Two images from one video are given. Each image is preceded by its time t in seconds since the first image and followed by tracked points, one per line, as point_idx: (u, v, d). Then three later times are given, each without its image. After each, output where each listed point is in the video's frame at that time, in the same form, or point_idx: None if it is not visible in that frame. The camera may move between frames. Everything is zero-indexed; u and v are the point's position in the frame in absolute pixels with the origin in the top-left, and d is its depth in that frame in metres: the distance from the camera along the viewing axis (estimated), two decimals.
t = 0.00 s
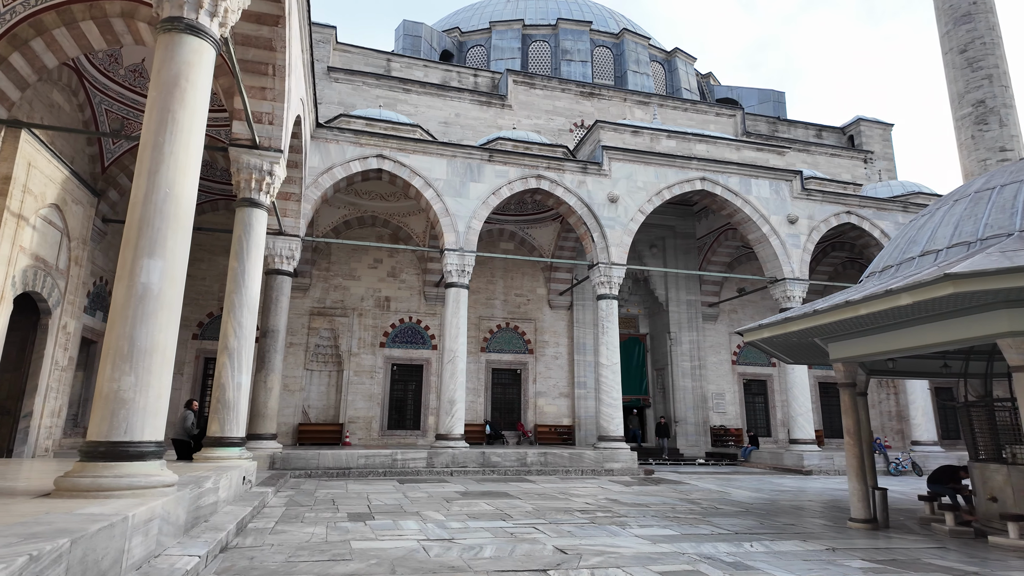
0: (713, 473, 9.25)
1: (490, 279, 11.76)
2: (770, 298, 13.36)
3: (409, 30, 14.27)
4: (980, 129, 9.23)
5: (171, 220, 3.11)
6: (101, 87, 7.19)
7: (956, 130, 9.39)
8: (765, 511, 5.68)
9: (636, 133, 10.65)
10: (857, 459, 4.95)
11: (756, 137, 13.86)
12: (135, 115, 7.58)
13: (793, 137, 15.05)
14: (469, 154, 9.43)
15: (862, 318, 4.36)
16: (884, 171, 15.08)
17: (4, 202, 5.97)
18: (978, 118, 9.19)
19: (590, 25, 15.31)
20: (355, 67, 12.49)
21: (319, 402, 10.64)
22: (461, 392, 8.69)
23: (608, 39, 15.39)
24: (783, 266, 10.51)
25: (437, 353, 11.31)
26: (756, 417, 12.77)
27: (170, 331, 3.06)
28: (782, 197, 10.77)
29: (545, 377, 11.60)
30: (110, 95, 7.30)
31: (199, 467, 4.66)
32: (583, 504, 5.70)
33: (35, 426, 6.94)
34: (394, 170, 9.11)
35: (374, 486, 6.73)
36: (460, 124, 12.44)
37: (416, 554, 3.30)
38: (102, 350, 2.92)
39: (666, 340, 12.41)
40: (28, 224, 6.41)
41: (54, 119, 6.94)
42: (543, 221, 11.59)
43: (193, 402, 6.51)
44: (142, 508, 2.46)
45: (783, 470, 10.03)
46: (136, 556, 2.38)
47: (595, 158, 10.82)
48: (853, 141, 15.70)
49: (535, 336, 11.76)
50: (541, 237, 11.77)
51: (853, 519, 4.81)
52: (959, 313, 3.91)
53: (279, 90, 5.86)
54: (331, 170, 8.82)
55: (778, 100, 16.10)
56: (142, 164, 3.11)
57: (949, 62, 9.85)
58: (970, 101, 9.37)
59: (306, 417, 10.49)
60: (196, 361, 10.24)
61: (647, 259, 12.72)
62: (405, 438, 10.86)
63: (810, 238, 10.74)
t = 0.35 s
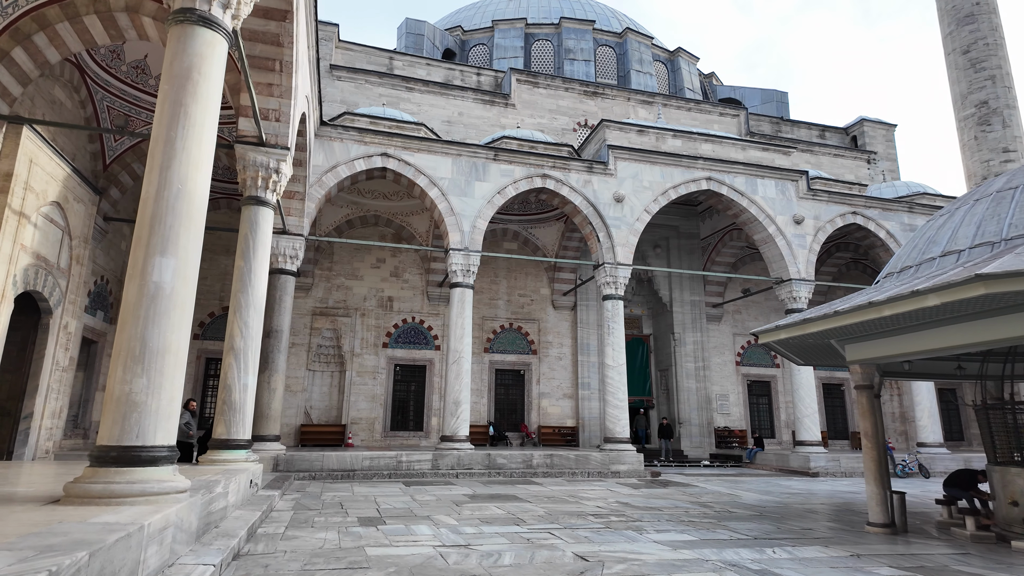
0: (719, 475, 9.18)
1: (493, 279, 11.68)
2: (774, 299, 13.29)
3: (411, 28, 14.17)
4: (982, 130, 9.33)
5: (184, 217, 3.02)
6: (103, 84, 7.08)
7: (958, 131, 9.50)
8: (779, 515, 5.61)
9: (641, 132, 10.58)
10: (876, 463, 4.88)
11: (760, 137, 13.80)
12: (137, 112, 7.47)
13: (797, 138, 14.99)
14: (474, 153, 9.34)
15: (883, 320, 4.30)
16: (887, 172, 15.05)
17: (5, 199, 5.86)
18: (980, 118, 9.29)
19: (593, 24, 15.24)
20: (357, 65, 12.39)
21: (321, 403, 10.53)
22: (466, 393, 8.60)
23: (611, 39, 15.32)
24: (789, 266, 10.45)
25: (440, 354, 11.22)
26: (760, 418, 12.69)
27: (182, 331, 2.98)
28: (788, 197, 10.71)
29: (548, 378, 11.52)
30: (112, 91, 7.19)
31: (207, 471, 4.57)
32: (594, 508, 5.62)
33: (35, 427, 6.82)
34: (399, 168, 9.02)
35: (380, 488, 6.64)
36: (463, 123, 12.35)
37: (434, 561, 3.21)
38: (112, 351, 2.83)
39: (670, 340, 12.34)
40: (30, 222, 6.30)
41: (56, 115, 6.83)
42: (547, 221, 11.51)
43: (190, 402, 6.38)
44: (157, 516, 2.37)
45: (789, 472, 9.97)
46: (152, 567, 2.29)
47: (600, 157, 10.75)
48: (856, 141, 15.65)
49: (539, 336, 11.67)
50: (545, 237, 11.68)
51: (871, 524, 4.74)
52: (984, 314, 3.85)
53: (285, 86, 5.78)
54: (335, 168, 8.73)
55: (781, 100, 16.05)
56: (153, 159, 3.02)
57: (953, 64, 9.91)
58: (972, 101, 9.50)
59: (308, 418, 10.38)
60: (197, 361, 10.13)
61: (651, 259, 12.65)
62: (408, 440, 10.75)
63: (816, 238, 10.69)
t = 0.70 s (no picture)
0: (722, 474, 9.09)
1: (493, 276, 11.57)
2: (774, 297, 13.23)
3: (410, 23, 14.02)
4: (981, 129, 9.20)
5: (185, 206, 2.90)
6: (97, 75, 6.92)
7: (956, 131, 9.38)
8: (788, 515, 5.53)
9: (643, 128, 10.49)
10: (890, 461, 4.80)
11: (760, 135, 13.74)
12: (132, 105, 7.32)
13: (796, 136, 14.95)
14: (474, 148, 9.22)
15: (900, 315, 4.21)
16: (886, 170, 15.04)
17: None
18: (978, 117, 9.15)
19: (592, 20, 15.14)
20: (355, 60, 12.24)
21: (318, 401, 10.40)
22: (467, 392, 8.48)
23: (610, 35, 15.23)
24: (791, 264, 10.38)
25: (438, 352, 11.09)
26: (760, 417, 12.62)
27: (183, 325, 2.86)
28: (790, 195, 10.65)
29: (548, 376, 11.41)
30: (106, 83, 7.03)
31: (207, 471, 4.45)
32: (601, 508, 5.52)
33: (27, 427, 6.66)
34: (399, 163, 8.88)
35: (381, 488, 6.52)
36: (462, 119, 12.23)
37: (445, 564, 3.10)
38: (110, 345, 2.71)
39: (670, 339, 12.25)
40: (21, 215, 6.14)
41: (49, 107, 6.66)
42: (547, 218, 11.40)
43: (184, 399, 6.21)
44: (158, 518, 2.25)
45: (791, 471, 9.91)
46: (153, 571, 2.17)
47: (601, 153, 10.65)
48: (855, 139, 15.62)
49: (538, 335, 11.57)
50: (545, 234, 11.57)
51: (885, 523, 4.66)
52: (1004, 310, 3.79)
53: (285, 77, 5.65)
54: (334, 163, 8.60)
55: (781, 97, 16.00)
56: (153, 146, 2.89)
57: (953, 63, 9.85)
58: (971, 100, 9.37)
59: (306, 417, 10.24)
60: (192, 359, 9.97)
61: (651, 257, 12.57)
62: (406, 439, 10.62)
63: (818, 236, 10.62)
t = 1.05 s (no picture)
0: (727, 491, 8.91)
1: (493, 290, 11.43)
2: (776, 310, 13.13)
3: (410, 36, 14.01)
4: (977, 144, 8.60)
5: (184, 211, 2.77)
6: (94, 84, 6.82)
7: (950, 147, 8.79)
8: (802, 534, 5.37)
9: (645, 141, 10.45)
10: (908, 478, 4.62)
11: (760, 148, 13.73)
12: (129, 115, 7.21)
13: (796, 149, 14.95)
14: (476, 159, 9.13)
15: (921, 328, 4.10)
16: (885, 184, 15.08)
17: None
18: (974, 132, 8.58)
19: (592, 35, 15.18)
20: (355, 73, 12.20)
21: (315, 417, 10.19)
22: (468, 407, 8.31)
23: (609, 49, 15.26)
24: (795, 277, 10.28)
25: (438, 366, 10.91)
26: (763, 432, 12.46)
27: (181, 336, 2.71)
28: (792, 208, 10.59)
29: (549, 391, 11.24)
30: (104, 93, 6.92)
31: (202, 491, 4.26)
32: (610, 528, 5.35)
33: (15, 444, 6.45)
34: (399, 175, 8.78)
35: (381, 507, 6.34)
36: (462, 131, 12.17)
37: None
38: (102, 358, 2.56)
39: (672, 353, 12.12)
40: (14, 226, 5.99)
41: (44, 116, 6.55)
42: (548, 230, 11.30)
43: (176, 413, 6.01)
44: (151, 544, 2.09)
45: (797, 488, 9.73)
46: None
47: (602, 166, 10.58)
48: (854, 153, 15.65)
49: (539, 349, 11.41)
50: (545, 247, 11.46)
51: (904, 544, 4.50)
52: None
53: (287, 85, 5.56)
54: (334, 174, 8.49)
55: (779, 111, 16.03)
56: (150, 148, 2.77)
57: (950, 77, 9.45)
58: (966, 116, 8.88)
59: (302, 433, 10.03)
60: (187, 374, 9.78)
61: (652, 270, 12.46)
62: (405, 456, 10.40)
63: (821, 249, 10.55)
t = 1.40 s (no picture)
0: (733, 515, 8.70)
1: (492, 308, 11.30)
2: (777, 330, 13.03)
3: (410, 56, 14.06)
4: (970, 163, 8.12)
5: (183, 218, 2.64)
6: (92, 98, 6.74)
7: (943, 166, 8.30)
8: (816, 561, 5.20)
9: (645, 159, 10.42)
10: (927, 501, 4.44)
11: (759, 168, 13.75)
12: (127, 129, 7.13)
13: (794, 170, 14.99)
14: (477, 177, 9.07)
15: (940, 346, 3.96)
16: (882, 205, 15.13)
17: None
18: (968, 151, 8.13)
19: (590, 56, 15.29)
20: (355, 91, 12.20)
21: (310, 438, 9.95)
22: (468, 428, 8.12)
23: (607, 71, 15.36)
24: (797, 296, 10.20)
25: (436, 386, 10.72)
26: (766, 454, 12.26)
27: (177, 350, 2.57)
28: (793, 227, 10.55)
29: (549, 412, 11.05)
30: (102, 107, 6.84)
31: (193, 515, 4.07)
32: (618, 555, 5.16)
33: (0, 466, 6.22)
34: (399, 192, 8.70)
35: (379, 532, 6.12)
36: (462, 150, 12.14)
37: None
38: (92, 372, 2.40)
39: (673, 373, 11.97)
40: (6, 239, 5.85)
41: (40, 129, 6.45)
42: (547, 248, 11.22)
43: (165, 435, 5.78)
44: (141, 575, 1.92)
45: (803, 511, 9.53)
46: None
47: (603, 184, 10.54)
48: (852, 174, 15.71)
49: (539, 368, 11.24)
50: (545, 265, 11.37)
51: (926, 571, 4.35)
52: None
53: (289, 98, 5.49)
54: (334, 191, 8.40)
55: (777, 133, 16.11)
56: (149, 153, 2.65)
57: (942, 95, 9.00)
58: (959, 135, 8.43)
59: (297, 455, 9.78)
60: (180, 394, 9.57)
61: (652, 289, 12.36)
62: (402, 478, 10.15)
63: (823, 268, 10.49)
